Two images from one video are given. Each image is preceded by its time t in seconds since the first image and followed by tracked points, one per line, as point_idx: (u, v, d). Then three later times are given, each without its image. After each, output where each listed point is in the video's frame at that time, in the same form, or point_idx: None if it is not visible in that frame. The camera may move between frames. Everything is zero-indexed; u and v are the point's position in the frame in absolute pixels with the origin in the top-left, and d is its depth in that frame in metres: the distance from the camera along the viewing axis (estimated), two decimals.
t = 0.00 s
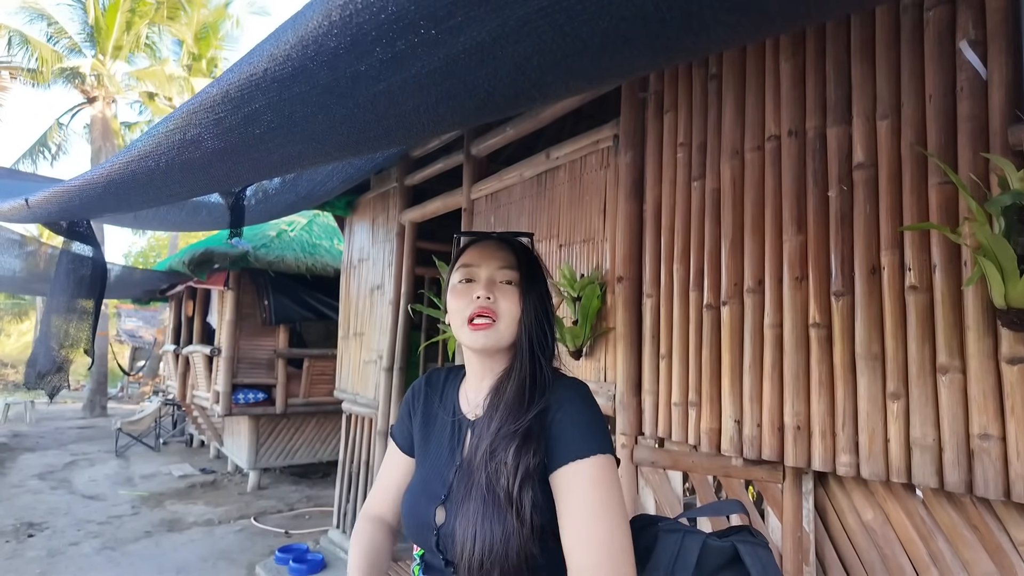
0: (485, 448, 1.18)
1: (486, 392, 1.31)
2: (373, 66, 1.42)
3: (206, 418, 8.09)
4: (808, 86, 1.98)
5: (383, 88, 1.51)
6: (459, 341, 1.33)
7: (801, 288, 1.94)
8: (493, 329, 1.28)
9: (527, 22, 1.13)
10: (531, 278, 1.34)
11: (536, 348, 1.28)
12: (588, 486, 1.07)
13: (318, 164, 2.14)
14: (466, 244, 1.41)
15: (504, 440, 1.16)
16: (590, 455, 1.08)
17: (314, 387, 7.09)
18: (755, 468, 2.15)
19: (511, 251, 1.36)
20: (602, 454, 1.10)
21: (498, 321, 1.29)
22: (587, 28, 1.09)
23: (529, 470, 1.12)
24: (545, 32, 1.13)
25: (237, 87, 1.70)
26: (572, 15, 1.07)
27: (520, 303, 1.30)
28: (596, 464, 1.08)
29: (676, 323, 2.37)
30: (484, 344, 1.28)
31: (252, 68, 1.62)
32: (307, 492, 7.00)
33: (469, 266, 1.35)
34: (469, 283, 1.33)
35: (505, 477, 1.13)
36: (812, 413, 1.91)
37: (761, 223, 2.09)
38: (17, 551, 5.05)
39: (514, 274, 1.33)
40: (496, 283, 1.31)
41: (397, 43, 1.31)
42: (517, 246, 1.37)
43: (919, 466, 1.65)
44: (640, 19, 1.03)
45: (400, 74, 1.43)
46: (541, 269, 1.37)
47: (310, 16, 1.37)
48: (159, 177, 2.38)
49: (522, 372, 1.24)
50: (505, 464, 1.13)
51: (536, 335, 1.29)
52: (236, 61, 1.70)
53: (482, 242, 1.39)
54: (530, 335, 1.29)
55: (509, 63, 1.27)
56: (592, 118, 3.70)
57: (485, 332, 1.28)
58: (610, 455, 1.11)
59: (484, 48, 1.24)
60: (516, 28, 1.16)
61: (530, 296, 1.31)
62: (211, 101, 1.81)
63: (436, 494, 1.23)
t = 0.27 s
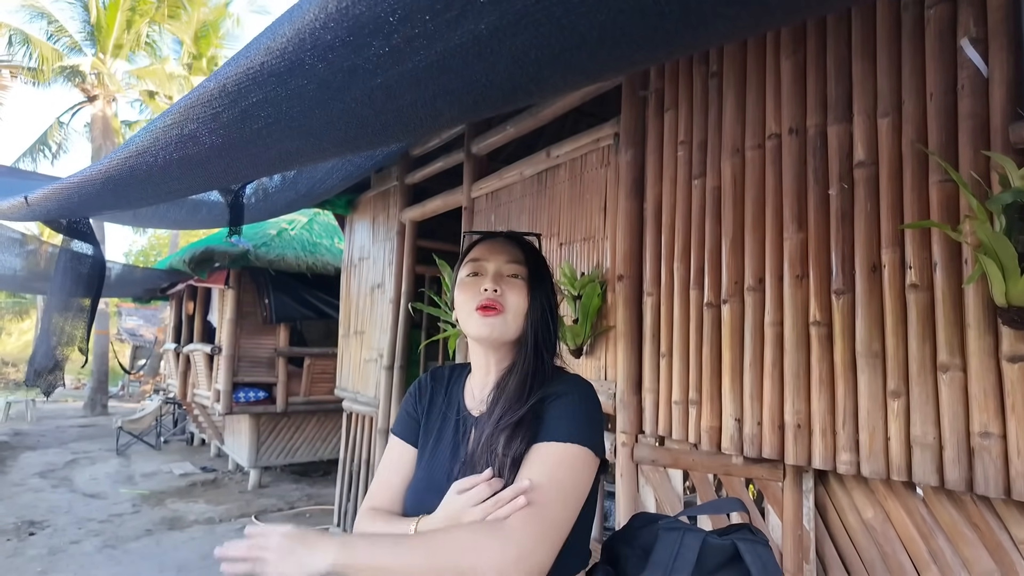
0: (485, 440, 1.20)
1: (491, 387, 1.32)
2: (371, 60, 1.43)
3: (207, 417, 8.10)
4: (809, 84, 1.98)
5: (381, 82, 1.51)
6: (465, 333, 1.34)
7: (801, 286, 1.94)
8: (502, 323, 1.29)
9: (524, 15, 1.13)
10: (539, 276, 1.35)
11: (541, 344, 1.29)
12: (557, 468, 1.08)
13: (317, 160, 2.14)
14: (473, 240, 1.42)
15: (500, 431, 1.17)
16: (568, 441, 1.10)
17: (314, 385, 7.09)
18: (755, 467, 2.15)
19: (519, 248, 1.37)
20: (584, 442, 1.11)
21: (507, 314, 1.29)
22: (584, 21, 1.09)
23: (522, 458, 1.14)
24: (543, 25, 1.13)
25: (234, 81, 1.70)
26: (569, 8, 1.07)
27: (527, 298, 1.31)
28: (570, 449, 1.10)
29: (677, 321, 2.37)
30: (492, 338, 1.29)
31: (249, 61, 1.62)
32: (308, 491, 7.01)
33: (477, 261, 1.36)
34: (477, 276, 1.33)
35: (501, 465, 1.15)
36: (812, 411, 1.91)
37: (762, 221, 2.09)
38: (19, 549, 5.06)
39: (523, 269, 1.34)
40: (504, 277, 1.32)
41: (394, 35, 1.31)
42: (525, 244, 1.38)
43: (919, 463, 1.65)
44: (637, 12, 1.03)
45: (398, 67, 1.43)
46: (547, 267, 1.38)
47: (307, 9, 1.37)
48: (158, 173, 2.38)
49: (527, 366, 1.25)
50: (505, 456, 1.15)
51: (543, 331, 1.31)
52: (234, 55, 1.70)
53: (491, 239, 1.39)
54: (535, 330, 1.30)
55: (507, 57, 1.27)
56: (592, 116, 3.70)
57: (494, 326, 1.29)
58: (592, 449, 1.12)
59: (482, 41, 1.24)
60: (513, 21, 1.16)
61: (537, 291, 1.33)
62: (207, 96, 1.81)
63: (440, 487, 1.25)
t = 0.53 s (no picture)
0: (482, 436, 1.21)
1: (489, 384, 1.32)
2: (366, 53, 1.42)
3: (208, 414, 8.11)
4: (810, 80, 1.97)
5: (377, 74, 1.50)
6: (466, 328, 1.33)
7: (802, 283, 1.94)
8: (502, 320, 1.29)
9: (521, 6, 1.13)
10: (541, 272, 1.34)
11: (542, 341, 1.29)
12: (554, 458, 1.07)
13: (315, 154, 2.14)
14: (474, 236, 1.42)
15: (497, 428, 1.18)
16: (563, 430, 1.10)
17: (315, 383, 7.10)
18: (756, 464, 2.15)
19: (520, 244, 1.37)
20: (571, 430, 1.10)
21: (506, 310, 1.29)
22: (581, 11, 1.09)
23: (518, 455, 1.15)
24: (540, 16, 1.13)
25: (229, 73, 1.69)
26: None
27: (528, 295, 1.31)
28: (551, 436, 1.09)
29: (677, 319, 2.37)
30: (492, 335, 1.29)
31: (244, 54, 1.61)
32: (309, 489, 7.01)
33: (478, 257, 1.35)
34: (477, 273, 1.33)
35: (497, 463, 1.16)
36: (813, 408, 1.91)
37: (763, 218, 2.08)
38: (20, 547, 5.07)
39: (523, 265, 1.34)
40: (504, 273, 1.32)
41: (389, 27, 1.31)
42: (526, 240, 1.38)
43: (919, 460, 1.65)
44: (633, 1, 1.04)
45: (394, 59, 1.42)
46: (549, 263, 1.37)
47: None
48: (155, 168, 2.38)
49: (527, 364, 1.25)
50: (502, 454, 1.16)
51: (543, 329, 1.30)
52: (229, 48, 1.69)
53: (492, 235, 1.39)
54: (535, 327, 1.30)
55: (504, 49, 1.27)
56: (593, 113, 3.69)
57: (494, 323, 1.29)
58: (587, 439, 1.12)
59: (478, 32, 1.24)
60: (510, 12, 1.15)
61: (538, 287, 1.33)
62: (202, 89, 1.81)
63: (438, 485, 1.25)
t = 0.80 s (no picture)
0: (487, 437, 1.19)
1: (492, 383, 1.32)
2: (369, 47, 1.42)
3: (210, 412, 8.12)
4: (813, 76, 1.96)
5: (379, 69, 1.50)
6: (466, 329, 1.33)
7: (806, 281, 1.93)
8: (502, 318, 1.28)
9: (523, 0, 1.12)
10: (540, 268, 1.34)
11: (544, 339, 1.29)
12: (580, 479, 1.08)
13: (316, 149, 2.14)
14: (471, 235, 1.41)
15: (504, 429, 1.17)
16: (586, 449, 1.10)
17: (317, 381, 7.10)
18: (759, 462, 2.15)
19: (517, 241, 1.36)
20: (595, 450, 1.10)
21: (506, 309, 1.28)
22: (585, 4, 1.09)
23: (527, 459, 1.14)
24: (543, 10, 1.13)
25: (231, 68, 1.69)
26: None
27: (528, 292, 1.31)
28: (583, 458, 1.09)
29: (680, 316, 2.36)
30: (493, 334, 1.29)
31: (246, 48, 1.60)
32: (311, 486, 7.02)
33: (475, 256, 1.35)
34: (476, 272, 1.33)
35: (504, 466, 1.14)
36: (816, 405, 1.90)
37: (766, 216, 2.07)
38: (23, 543, 5.08)
39: (521, 262, 1.33)
40: (503, 271, 1.31)
41: (392, 21, 1.30)
42: (523, 237, 1.38)
43: (923, 458, 1.65)
44: None
45: (396, 54, 1.42)
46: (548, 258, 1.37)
47: None
48: (156, 162, 2.37)
49: (530, 363, 1.25)
50: (509, 453, 1.14)
51: (545, 326, 1.30)
52: (231, 42, 1.69)
53: (488, 233, 1.39)
54: (536, 324, 1.29)
55: (507, 42, 1.27)
56: (595, 110, 3.68)
57: (495, 322, 1.28)
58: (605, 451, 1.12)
59: (481, 26, 1.24)
60: (513, 6, 1.15)
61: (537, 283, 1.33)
62: (204, 84, 1.80)
63: (438, 485, 1.23)
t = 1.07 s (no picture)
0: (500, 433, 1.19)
1: (500, 380, 1.32)
2: (374, 40, 1.42)
3: (213, 409, 8.14)
4: (818, 73, 1.95)
5: (384, 63, 1.50)
6: (472, 328, 1.33)
7: (810, 278, 1.93)
8: (508, 315, 1.28)
9: None
10: (543, 264, 1.34)
11: (551, 335, 1.29)
12: (589, 475, 1.08)
13: (320, 144, 2.14)
14: (474, 232, 1.42)
15: (519, 425, 1.17)
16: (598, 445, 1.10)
17: (320, 378, 7.12)
18: (762, 459, 2.16)
19: (520, 238, 1.36)
20: (609, 446, 1.11)
21: (512, 307, 1.28)
22: None
23: (542, 455, 1.14)
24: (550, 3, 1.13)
25: (236, 62, 1.69)
26: None
27: (532, 289, 1.30)
28: (594, 454, 1.09)
29: (684, 314, 2.36)
30: (499, 332, 1.28)
31: (251, 42, 1.60)
32: (314, 484, 7.03)
33: (479, 254, 1.35)
34: (479, 271, 1.33)
35: (519, 461, 1.15)
36: (820, 403, 1.90)
37: (770, 213, 2.07)
38: (28, 540, 5.10)
39: (525, 259, 1.33)
40: (507, 269, 1.31)
41: (398, 14, 1.30)
42: (526, 233, 1.37)
43: (928, 456, 1.64)
44: None
45: (400, 47, 1.42)
46: (552, 254, 1.37)
47: None
48: (160, 156, 2.37)
49: (540, 360, 1.25)
50: (521, 448, 1.15)
51: (551, 322, 1.30)
52: (235, 36, 1.69)
53: (490, 230, 1.39)
54: (543, 321, 1.29)
55: (512, 35, 1.27)
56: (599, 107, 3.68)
57: (501, 319, 1.28)
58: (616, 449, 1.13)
59: (487, 20, 1.24)
60: None
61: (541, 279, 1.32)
62: (208, 78, 1.80)
63: (447, 480, 1.23)
